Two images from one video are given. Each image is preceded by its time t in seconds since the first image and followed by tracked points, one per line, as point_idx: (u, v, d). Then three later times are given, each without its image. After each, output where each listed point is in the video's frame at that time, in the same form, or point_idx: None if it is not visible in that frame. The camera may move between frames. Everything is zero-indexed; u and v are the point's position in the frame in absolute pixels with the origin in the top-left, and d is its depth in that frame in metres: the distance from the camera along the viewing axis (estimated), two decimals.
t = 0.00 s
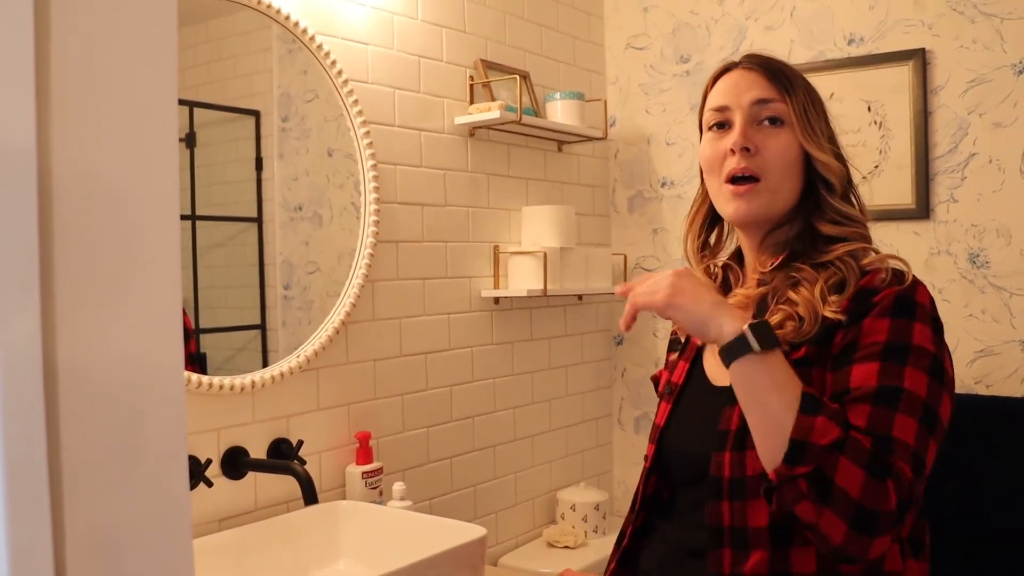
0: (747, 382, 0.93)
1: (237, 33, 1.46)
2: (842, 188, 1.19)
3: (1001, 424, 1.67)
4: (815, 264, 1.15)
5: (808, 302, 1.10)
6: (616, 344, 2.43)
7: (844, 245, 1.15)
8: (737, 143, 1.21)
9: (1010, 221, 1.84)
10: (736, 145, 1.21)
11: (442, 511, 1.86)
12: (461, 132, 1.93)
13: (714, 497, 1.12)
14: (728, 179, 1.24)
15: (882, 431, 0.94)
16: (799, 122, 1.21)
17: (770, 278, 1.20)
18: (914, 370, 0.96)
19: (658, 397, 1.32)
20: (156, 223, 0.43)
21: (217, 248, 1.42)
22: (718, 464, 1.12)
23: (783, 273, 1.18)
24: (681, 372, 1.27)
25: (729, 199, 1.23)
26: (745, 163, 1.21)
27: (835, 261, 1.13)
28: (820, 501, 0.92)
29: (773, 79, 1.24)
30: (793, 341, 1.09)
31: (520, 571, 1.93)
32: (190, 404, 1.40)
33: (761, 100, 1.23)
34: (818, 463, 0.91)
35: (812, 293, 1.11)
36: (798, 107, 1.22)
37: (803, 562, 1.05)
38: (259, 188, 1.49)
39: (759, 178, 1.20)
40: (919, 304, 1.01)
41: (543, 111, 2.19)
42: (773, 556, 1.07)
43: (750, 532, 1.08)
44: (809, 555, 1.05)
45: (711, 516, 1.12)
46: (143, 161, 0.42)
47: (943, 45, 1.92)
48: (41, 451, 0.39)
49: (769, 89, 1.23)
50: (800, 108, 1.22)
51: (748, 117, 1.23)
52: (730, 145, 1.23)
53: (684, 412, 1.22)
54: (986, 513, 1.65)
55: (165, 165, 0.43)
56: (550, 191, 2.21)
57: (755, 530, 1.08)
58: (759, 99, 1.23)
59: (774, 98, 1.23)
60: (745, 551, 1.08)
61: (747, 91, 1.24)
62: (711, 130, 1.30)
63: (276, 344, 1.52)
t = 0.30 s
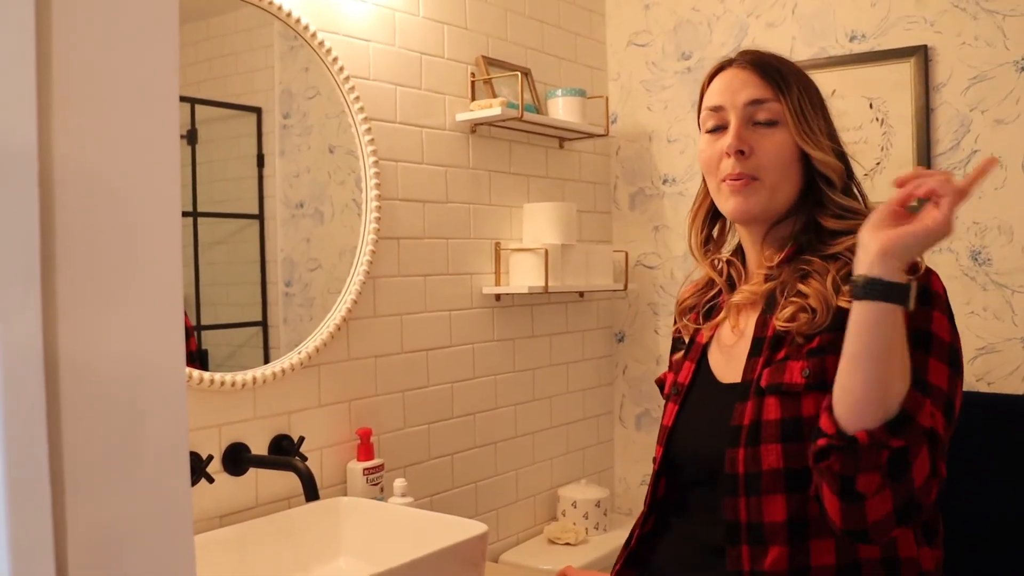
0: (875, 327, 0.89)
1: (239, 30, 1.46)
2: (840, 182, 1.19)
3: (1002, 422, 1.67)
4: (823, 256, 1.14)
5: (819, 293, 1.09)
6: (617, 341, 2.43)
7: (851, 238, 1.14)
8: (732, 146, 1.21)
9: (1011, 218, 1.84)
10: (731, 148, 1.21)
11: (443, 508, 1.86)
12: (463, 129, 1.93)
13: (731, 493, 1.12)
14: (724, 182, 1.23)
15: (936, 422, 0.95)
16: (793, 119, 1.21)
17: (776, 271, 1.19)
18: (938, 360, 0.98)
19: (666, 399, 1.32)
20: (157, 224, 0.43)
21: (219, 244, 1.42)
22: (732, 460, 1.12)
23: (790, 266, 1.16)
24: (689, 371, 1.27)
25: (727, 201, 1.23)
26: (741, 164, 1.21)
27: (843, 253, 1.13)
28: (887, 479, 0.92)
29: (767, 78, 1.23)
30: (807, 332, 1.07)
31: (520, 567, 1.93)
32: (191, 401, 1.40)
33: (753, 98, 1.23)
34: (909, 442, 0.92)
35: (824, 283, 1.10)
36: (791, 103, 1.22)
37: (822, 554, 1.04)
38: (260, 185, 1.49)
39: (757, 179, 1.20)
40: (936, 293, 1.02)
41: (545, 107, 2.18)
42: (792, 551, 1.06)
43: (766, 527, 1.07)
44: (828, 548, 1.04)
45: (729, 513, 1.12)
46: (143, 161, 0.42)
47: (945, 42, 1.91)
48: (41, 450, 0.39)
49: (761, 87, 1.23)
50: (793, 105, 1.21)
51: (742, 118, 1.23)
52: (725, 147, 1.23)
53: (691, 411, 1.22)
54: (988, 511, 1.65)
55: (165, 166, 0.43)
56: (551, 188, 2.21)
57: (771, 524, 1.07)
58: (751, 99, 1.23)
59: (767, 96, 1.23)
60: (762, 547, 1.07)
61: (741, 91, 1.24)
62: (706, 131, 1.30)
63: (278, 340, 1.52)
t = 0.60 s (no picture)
0: (903, 334, 0.90)
1: (238, 27, 1.45)
2: (848, 172, 1.19)
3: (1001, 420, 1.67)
4: (843, 251, 1.16)
5: (842, 287, 1.10)
6: (616, 338, 2.43)
7: (869, 232, 1.16)
8: (740, 139, 1.20)
9: (1010, 216, 1.84)
10: (738, 141, 1.20)
11: (441, 506, 1.86)
12: (461, 126, 1.92)
13: (750, 490, 1.11)
14: (733, 174, 1.22)
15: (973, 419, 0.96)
16: (799, 110, 1.21)
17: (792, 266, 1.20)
18: (966, 358, 0.97)
19: (670, 395, 1.30)
20: (155, 226, 0.43)
21: (217, 242, 1.42)
22: (752, 455, 1.11)
23: (808, 259, 1.17)
24: (696, 366, 1.26)
25: (736, 194, 1.22)
26: (750, 156, 1.20)
27: (863, 247, 1.15)
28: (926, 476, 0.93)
29: (769, 70, 1.24)
30: (834, 327, 1.08)
31: (519, 565, 1.93)
32: (190, 398, 1.40)
33: (757, 90, 1.23)
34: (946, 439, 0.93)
35: (848, 278, 1.11)
36: (796, 94, 1.22)
37: (844, 550, 1.05)
38: (259, 182, 1.49)
39: (765, 171, 1.19)
40: (960, 290, 1.02)
41: (543, 105, 2.18)
42: (814, 548, 1.06)
43: (791, 525, 1.07)
44: (851, 544, 1.05)
45: (748, 510, 1.11)
46: (141, 163, 0.42)
47: (944, 39, 1.91)
48: (38, 450, 0.39)
49: (765, 79, 1.23)
50: (798, 96, 1.21)
51: (747, 110, 1.23)
52: (732, 140, 1.22)
53: (699, 407, 1.22)
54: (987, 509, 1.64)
55: (163, 170, 0.43)
56: (550, 186, 2.20)
57: (796, 523, 1.06)
58: (755, 91, 1.23)
59: (771, 88, 1.22)
60: (785, 545, 1.07)
61: (744, 85, 1.24)
62: (710, 125, 1.29)
63: (276, 338, 1.52)
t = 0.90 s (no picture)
0: (897, 345, 0.90)
1: (233, 24, 1.45)
2: (849, 172, 1.19)
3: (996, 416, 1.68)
4: (842, 253, 1.16)
5: (840, 289, 1.10)
6: (612, 335, 2.43)
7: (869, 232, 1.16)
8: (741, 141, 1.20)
9: (1006, 213, 1.84)
10: (739, 143, 1.20)
11: (437, 503, 1.86)
12: (457, 123, 1.92)
13: (744, 492, 1.11)
14: (735, 176, 1.22)
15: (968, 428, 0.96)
16: (799, 110, 1.21)
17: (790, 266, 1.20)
18: (963, 364, 0.97)
19: (668, 393, 1.31)
20: (153, 228, 0.43)
21: (213, 239, 1.41)
22: (747, 458, 1.11)
23: (807, 261, 1.17)
24: (693, 365, 1.26)
25: (738, 195, 1.22)
26: (752, 157, 1.20)
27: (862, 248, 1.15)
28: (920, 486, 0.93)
29: (768, 70, 1.24)
30: (831, 330, 1.08)
31: (515, 562, 1.93)
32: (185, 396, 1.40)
33: (757, 91, 1.23)
34: (939, 449, 0.93)
35: (846, 282, 1.10)
36: (796, 94, 1.21)
37: (837, 553, 1.05)
38: (255, 179, 1.48)
39: (767, 173, 1.19)
40: (958, 295, 1.02)
41: (540, 102, 2.18)
42: (807, 550, 1.06)
43: (784, 526, 1.07)
44: (844, 547, 1.05)
45: (741, 513, 1.11)
46: (139, 165, 0.42)
47: (940, 37, 1.91)
48: (32, 448, 0.38)
49: (765, 79, 1.23)
50: (798, 96, 1.21)
51: (747, 111, 1.23)
52: (733, 142, 1.22)
53: (695, 406, 1.22)
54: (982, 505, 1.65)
55: (160, 172, 0.43)
56: (546, 183, 2.20)
57: (789, 524, 1.07)
58: (755, 92, 1.23)
59: (771, 89, 1.22)
60: (778, 546, 1.07)
61: (743, 85, 1.24)
62: (710, 126, 1.29)
63: (272, 336, 1.52)
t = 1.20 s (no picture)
0: (881, 344, 0.90)
1: (228, 23, 1.45)
2: (838, 172, 1.20)
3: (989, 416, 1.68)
4: (830, 253, 1.16)
5: (828, 290, 1.10)
6: (606, 335, 2.44)
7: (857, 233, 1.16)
8: (730, 141, 1.20)
9: (998, 212, 1.85)
10: (729, 143, 1.21)
11: (432, 503, 1.86)
12: (451, 123, 1.92)
13: (730, 492, 1.11)
14: (725, 176, 1.23)
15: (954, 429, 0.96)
16: (789, 110, 1.21)
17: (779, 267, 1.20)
18: (950, 364, 0.98)
19: (658, 393, 1.31)
20: (149, 227, 0.43)
21: (207, 239, 1.41)
22: (732, 458, 1.11)
23: (795, 261, 1.17)
24: (684, 365, 1.27)
25: (729, 196, 1.23)
26: (741, 157, 1.21)
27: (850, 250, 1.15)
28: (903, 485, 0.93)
29: (759, 69, 1.24)
30: (818, 331, 1.08)
31: (510, 562, 1.93)
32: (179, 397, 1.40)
33: (747, 91, 1.23)
34: (923, 448, 0.93)
35: (833, 282, 1.10)
36: (786, 93, 1.21)
37: (821, 554, 1.05)
38: (249, 179, 1.48)
39: (756, 173, 1.20)
40: (945, 296, 1.02)
41: (534, 101, 2.18)
42: (791, 551, 1.06)
43: (768, 527, 1.07)
44: (828, 548, 1.05)
45: (726, 512, 1.11)
46: (136, 164, 0.42)
47: (934, 36, 1.92)
48: (26, 447, 0.39)
49: (755, 79, 1.23)
50: (788, 96, 1.21)
51: (738, 111, 1.23)
52: (723, 142, 1.22)
53: (684, 406, 1.22)
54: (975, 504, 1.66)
55: (157, 172, 0.43)
56: (540, 182, 2.21)
57: (773, 525, 1.07)
58: (746, 91, 1.23)
59: (761, 88, 1.23)
60: (763, 547, 1.08)
61: (733, 85, 1.24)
62: (701, 125, 1.30)
63: (266, 335, 1.52)
